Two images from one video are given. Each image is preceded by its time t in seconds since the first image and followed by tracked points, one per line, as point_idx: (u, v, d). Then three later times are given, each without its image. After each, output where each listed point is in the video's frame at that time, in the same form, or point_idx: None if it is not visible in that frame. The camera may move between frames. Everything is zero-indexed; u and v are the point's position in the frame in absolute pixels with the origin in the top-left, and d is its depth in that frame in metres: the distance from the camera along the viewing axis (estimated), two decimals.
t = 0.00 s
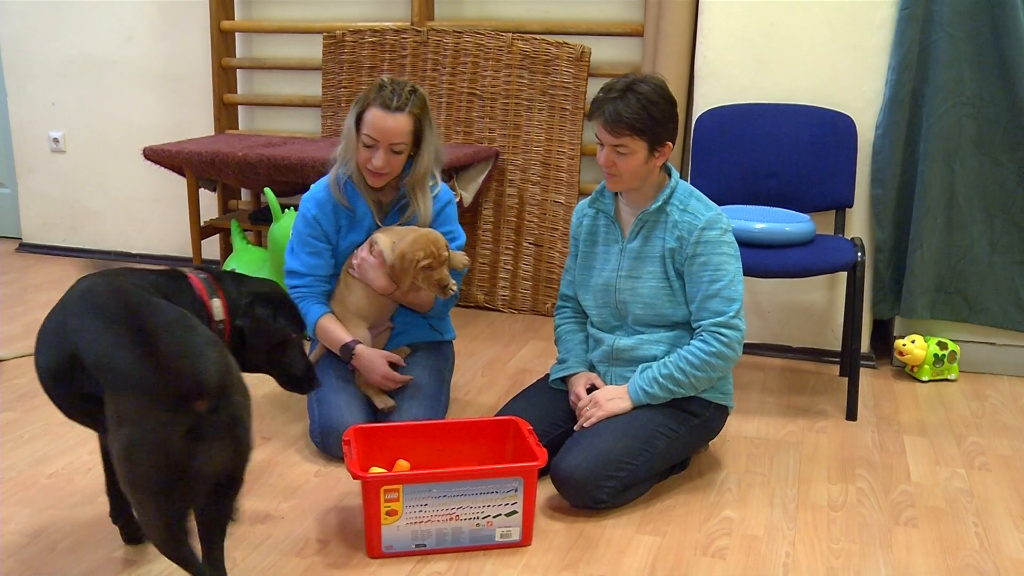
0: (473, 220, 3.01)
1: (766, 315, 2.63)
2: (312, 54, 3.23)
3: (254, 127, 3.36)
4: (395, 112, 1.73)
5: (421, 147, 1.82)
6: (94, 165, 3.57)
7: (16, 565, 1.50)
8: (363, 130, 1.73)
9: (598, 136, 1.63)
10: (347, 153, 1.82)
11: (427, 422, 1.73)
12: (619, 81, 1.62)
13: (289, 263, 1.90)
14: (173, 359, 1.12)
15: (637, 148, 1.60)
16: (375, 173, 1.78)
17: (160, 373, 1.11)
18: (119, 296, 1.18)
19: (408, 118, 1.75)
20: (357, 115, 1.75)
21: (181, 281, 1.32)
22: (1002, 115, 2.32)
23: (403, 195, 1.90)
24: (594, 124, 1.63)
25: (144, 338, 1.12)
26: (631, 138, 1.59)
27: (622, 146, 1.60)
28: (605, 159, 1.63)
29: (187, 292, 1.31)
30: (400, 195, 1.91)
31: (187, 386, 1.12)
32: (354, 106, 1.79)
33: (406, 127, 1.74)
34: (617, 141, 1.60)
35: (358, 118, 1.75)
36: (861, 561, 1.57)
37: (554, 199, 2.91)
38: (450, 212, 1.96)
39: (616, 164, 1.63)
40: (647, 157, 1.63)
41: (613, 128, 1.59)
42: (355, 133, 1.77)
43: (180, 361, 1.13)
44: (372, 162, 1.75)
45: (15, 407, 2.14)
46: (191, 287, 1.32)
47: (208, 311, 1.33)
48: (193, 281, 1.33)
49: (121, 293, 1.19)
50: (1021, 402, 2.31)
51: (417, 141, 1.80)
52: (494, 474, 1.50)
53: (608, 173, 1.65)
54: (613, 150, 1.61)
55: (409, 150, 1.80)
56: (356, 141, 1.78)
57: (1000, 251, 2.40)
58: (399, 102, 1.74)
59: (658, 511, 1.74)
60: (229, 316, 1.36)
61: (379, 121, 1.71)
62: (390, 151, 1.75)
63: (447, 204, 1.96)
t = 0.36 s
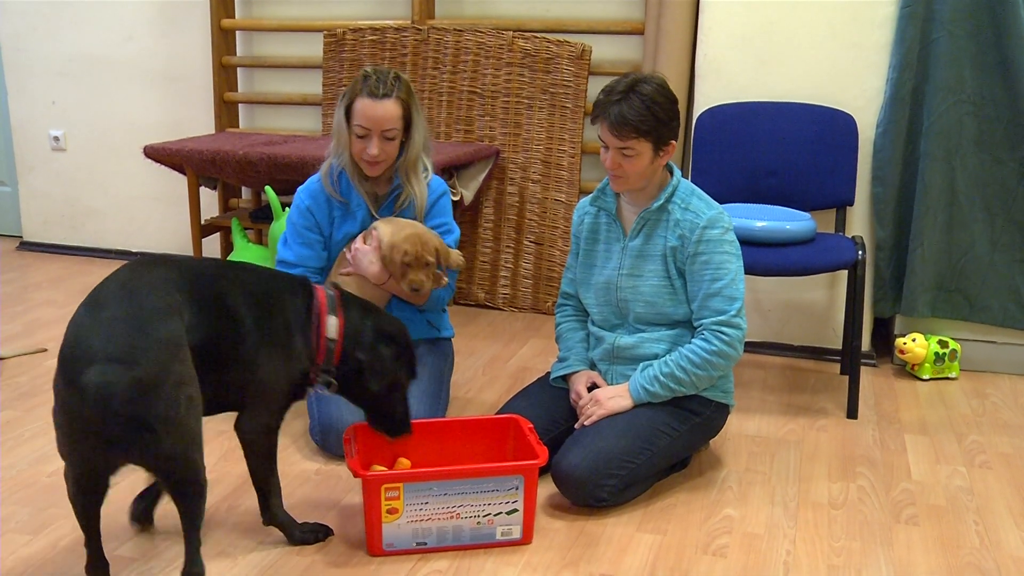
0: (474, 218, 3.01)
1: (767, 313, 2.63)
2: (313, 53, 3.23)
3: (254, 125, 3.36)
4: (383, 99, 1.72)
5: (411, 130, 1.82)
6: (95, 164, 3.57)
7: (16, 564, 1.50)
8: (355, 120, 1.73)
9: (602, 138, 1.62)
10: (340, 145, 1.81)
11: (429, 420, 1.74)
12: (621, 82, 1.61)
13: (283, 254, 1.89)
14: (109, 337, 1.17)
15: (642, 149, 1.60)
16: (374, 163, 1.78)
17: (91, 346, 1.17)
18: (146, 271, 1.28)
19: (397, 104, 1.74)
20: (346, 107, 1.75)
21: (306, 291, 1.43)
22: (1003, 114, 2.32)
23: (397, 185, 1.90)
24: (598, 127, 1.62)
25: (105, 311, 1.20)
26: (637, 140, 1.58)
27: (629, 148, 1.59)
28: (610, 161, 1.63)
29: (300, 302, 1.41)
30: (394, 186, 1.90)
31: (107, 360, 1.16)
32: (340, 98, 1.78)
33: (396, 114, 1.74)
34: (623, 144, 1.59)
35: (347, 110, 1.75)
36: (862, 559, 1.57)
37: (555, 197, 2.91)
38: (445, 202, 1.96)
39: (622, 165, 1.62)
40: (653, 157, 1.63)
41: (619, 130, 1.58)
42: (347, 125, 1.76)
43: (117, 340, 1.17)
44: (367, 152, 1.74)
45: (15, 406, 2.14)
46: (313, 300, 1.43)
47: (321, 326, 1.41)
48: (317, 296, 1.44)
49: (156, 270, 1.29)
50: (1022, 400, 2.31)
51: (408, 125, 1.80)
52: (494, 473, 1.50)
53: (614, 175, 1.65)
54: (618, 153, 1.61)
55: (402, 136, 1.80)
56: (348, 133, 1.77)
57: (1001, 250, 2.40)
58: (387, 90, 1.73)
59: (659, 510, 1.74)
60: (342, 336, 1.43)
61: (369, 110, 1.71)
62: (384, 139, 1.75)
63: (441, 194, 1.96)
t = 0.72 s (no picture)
0: (473, 217, 3.01)
1: (766, 312, 2.63)
2: (312, 52, 3.23)
3: (254, 124, 3.36)
4: (373, 95, 1.73)
5: (404, 125, 1.81)
6: (94, 163, 3.57)
7: (16, 562, 1.50)
8: (349, 119, 1.73)
9: (603, 141, 1.61)
10: (338, 146, 1.82)
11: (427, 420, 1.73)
12: (617, 83, 1.60)
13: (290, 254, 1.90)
14: (100, 312, 1.20)
15: (644, 151, 1.60)
16: (375, 159, 1.78)
17: (83, 319, 1.20)
18: (190, 266, 1.31)
19: (388, 99, 1.75)
20: (339, 107, 1.75)
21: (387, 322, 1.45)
22: (1002, 113, 2.32)
23: (396, 182, 1.88)
24: (598, 130, 1.61)
25: (116, 291, 1.24)
26: (639, 142, 1.58)
27: (630, 150, 1.59)
28: (612, 164, 1.62)
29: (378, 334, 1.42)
30: (394, 182, 1.89)
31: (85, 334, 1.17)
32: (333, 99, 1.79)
33: (388, 108, 1.74)
34: (625, 146, 1.59)
35: (340, 110, 1.76)
36: (861, 558, 1.57)
37: (555, 197, 2.91)
38: (446, 199, 1.95)
39: (624, 167, 1.62)
40: (654, 158, 1.63)
41: (620, 133, 1.57)
42: (341, 125, 1.77)
43: (107, 316, 1.19)
44: (365, 149, 1.74)
45: (14, 404, 2.14)
46: (393, 332, 1.44)
47: (399, 360, 1.42)
48: (398, 328, 1.45)
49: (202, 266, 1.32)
50: (1021, 400, 2.31)
51: (399, 119, 1.80)
52: (493, 473, 1.50)
53: (616, 177, 1.65)
54: (620, 155, 1.61)
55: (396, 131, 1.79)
56: (344, 133, 1.78)
57: (1000, 249, 2.40)
58: (376, 86, 1.74)
59: (658, 510, 1.74)
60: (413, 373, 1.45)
61: (361, 107, 1.71)
62: (380, 135, 1.75)
63: (443, 191, 1.94)
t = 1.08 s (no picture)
0: (473, 220, 3.01)
1: (766, 315, 2.64)
2: (312, 55, 3.23)
3: (253, 127, 3.36)
4: (364, 101, 1.72)
5: (398, 128, 1.80)
6: (94, 166, 3.57)
7: (16, 565, 1.50)
8: (343, 126, 1.73)
9: (602, 148, 1.61)
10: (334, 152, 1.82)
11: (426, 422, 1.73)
12: (615, 89, 1.60)
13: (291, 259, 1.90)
14: (112, 324, 1.18)
15: (643, 155, 1.60)
16: (372, 163, 1.79)
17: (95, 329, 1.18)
18: (233, 274, 1.29)
19: (380, 103, 1.74)
20: (331, 114, 1.75)
21: (433, 349, 1.47)
22: (1002, 116, 2.32)
23: (393, 186, 1.88)
24: (597, 135, 1.61)
25: (140, 297, 1.22)
26: (638, 147, 1.58)
27: (629, 155, 1.59)
28: (613, 169, 1.62)
29: (428, 360, 1.45)
30: (392, 187, 1.89)
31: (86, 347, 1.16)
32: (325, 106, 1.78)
33: (381, 112, 1.74)
34: (624, 152, 1.59)
35: (332, 117, 1.75)
36: (861, 560, 1.57)
37: (554, 199, 2.91)
38: (445, 203, 1.95)
39: (625, 172, 1.62)
40: (653, 162, 1.63)
41: (619, 139, 1.57)
42: (335, 132, 1.77)
43: (113, 330, 1.17)
44: (361, 155, 1.74)
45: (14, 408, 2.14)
46: (438, 362, 1.46)
47: (441, 390, 1.44)
48: (443, 359, 1.47)
49: (243, 276, 1.29)
50: (1021, 403, 2.31)
51: (393, 121, 1.79)
52: (494, 476, 1.50)
53: (617, 182, 1.65)
54: (620, 161, 1.61)
55: (391, 134, 1.79)
56: (338, 140, 1.78)
57: (1000, 251, 2.40)
58: (367, 91, 1.73)
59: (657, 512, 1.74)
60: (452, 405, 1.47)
61: (354, 114, 1.71)
62: (376, 140, 1.75)
63: (441, 195, 1.94)
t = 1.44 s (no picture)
0: (473, 222, 3.01)
1: (766, 318, 2.64)
2: (312, 57, 3.24)
3: (253, 129, 3.37)
4: (362, 107, 1.72)
5: (397, 133, 1.81)
6: (93, 167, 3.57)
7: (15, 566, 1.50)
8: (341, 133, 1.73)
9: (596, 154, 1.62)
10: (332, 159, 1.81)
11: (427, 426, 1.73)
12: (609, 95, 1.60)
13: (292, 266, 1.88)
14: (117, 359, 1.12)
15: (636, 159, 1.60)
16: (372, 170, 1.78)
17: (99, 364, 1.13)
18: (255, 306, 1.23)
19: (378, 109, 1.74)
20: (329, 121, 1.74)
21: (444, 325, 1.40)
22: (1001, 119, 2.32)
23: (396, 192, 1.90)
24: (591, 141, 1.61)
25: (153, 333, 1.16)
26: (631, 151, 1.58)
27: (622, 160, 1.60)
28: (608, 174, 1.63)
29: (446, 342, 1.38)
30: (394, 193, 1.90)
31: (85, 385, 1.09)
32: (322, 114, 1.78)
33: (380, 118, 1.74)
34: (617, 157, 1.59)
35: (330, 125, 1.76)
36: (860, 563, 1.57)
37: (554, 202, 2.91)
38: (447, 209, 1.99)
39: (619, 177, 1.62)
40: (647, 166, 1.63)
41: (610, 145, 1.58)
42: (334, 139, 1.77)
43: (118, 368, 1.11)
44: (361, 161, 1.75)
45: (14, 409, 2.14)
46: (455, 330, 1.41)
47: (468, 357, 1.40)
48: (457, 325, 1.42)
49: (266, 307, 1.23)
50: (1020, 406, 2.31)
51: (392, 126, 1.79)
52: (498, 478, 1.51)
53: (613, 187, 1.65)
54: (613, 166, 1.61)
55: (390, 140, 1.79)
56: (337, 148, 1.78)
57: (999, 254, 2.40)
58: (365, 97, 1.73)
59: (657, 515, 1.74)
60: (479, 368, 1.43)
61: (353, 121, 1.71)
62: (375, 146, 1.75)
63: (444, 201, 1.98)
